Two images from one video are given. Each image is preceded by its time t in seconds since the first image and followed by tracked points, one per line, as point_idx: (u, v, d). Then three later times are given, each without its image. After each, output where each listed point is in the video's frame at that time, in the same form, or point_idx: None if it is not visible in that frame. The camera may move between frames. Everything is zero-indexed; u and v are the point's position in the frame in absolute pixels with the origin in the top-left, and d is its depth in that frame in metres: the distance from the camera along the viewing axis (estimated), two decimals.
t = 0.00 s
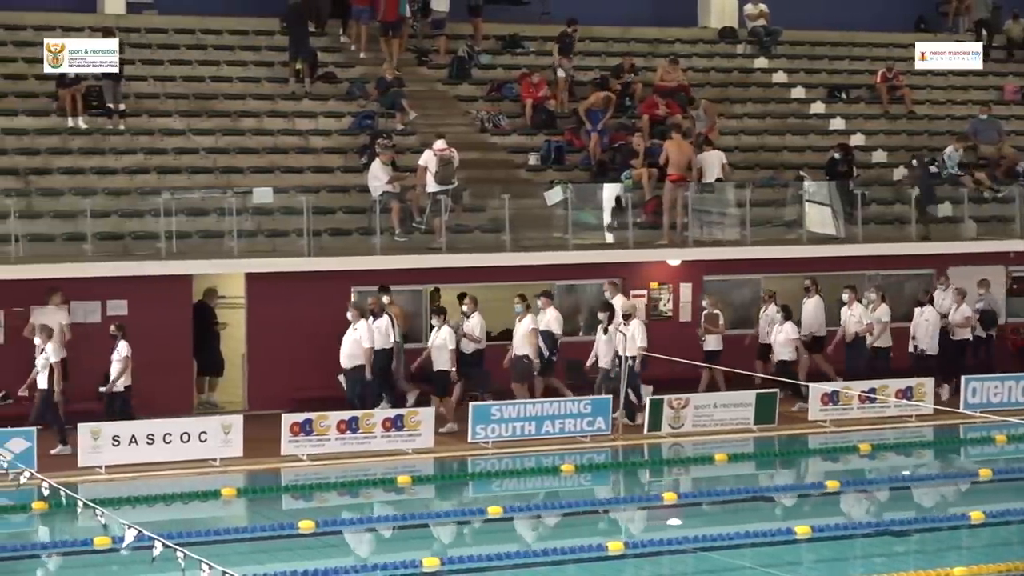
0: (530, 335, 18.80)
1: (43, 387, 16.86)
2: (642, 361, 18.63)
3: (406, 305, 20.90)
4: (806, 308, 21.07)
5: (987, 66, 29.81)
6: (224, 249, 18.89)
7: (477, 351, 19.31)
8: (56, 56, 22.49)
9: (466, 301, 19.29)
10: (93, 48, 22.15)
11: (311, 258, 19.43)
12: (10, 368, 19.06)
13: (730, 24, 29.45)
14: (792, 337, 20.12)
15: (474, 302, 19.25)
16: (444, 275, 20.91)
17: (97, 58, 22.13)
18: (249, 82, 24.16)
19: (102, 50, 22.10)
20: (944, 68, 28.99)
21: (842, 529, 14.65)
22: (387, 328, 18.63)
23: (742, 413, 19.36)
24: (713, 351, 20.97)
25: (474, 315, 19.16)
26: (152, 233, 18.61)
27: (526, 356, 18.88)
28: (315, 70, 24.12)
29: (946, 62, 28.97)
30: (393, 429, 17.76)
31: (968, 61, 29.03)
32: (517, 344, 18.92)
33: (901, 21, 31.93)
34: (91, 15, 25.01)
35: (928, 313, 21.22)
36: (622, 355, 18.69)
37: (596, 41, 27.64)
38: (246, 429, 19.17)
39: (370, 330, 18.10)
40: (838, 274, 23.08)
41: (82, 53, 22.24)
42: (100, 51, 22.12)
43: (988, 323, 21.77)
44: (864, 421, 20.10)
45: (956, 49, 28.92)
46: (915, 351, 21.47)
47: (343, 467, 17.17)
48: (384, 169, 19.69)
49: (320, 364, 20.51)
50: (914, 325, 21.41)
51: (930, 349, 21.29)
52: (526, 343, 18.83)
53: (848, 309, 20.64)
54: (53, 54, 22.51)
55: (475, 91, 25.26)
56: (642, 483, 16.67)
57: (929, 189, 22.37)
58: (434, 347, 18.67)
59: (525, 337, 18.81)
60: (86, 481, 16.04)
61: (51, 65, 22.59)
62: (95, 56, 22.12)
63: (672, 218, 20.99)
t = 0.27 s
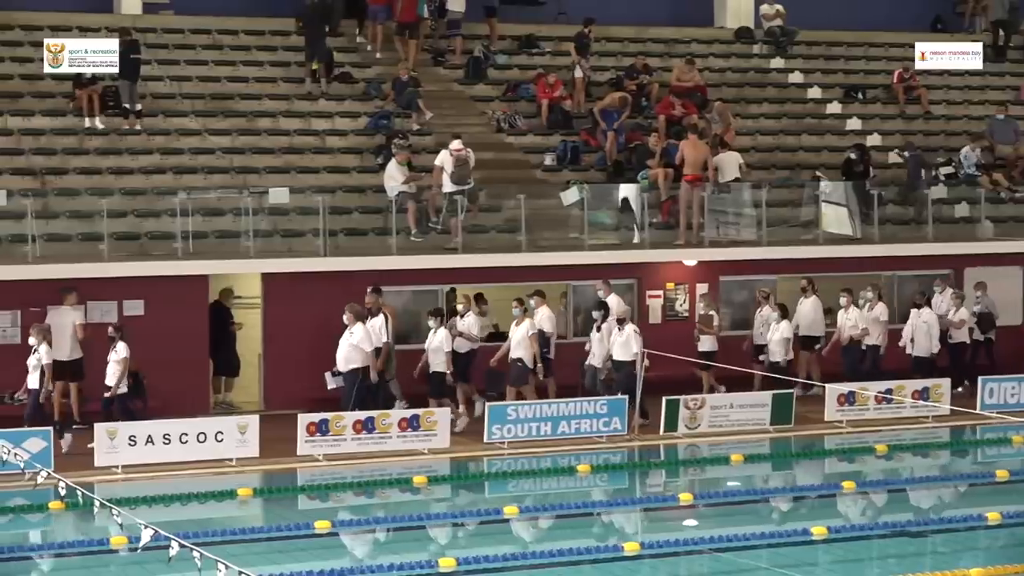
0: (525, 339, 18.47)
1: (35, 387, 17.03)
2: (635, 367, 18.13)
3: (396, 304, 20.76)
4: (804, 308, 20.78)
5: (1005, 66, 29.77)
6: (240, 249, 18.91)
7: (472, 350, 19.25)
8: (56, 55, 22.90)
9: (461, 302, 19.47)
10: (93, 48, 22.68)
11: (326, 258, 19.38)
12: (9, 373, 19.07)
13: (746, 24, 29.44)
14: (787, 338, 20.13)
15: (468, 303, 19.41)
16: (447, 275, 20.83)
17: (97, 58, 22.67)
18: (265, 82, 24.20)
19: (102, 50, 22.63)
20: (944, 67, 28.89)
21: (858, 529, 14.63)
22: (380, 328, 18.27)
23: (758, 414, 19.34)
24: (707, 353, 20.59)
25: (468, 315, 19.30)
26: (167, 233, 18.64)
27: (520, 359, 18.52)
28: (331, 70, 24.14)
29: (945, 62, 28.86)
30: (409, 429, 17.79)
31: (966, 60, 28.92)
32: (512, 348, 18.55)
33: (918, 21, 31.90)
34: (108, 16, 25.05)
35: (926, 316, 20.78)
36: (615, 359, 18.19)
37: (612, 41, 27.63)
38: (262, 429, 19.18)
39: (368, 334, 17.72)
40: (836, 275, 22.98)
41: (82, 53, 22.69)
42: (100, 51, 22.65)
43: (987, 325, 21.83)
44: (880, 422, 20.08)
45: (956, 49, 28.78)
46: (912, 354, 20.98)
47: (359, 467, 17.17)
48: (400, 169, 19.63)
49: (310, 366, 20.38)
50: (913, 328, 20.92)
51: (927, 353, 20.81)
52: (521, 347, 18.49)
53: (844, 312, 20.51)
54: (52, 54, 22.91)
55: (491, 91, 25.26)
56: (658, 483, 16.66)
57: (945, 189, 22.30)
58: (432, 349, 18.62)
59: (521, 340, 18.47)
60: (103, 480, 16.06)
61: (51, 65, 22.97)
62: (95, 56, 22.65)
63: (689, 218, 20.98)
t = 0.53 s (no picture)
0: (517, 338, 18.62)
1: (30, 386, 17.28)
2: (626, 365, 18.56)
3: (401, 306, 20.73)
4: (795, 311, 20.71)
5: (1016, 66, 29.74)
6: (251, 250, 18.93)
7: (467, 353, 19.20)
8: (56, 55, 22.92)
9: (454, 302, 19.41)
10: (93, 48, 22.66)
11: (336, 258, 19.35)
12: (6, 376, 19.02)
13: (757, 25, 29.44)
14: (779, 341, 20.04)
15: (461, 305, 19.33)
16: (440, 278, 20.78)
17: (97, 58, 22.69)
18: (275, 83, 24.23)
19: (102, 50, 22.63)
20: (941, 67, 28.90)
21: (868, 531, 14.61)
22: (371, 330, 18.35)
23: (768, 414, 19.32)
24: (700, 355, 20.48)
25: (462, 317, 19.25)
26: (177, 234, 18.65)
27: (512, 358, 18.64)
28: (341, 71, 24.16)
29: (944, 62, 28.88)
30: (419, 429, 17.77)
31: (965, 60, 28.87)
32: (504, 346, 18.69)
33: (929, 21, 31.87)
34: (118, 16, 25.09)
35: (917, 318, 20.84)
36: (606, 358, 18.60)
37: (622, 42, 27.62)
38: (273, 429, 19.19)
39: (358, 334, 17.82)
40: (830, 276, 22.86)
41: (82, 53, 22.72)
42: (100, 51, 22.65)
43: (981, 325, 21.92)
44: (890, 423, 20.06)
45: (956, 48, 28.81)
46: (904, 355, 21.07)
47: (369, 467, 17.17)
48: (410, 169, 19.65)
49: (309, 367, 20.37)
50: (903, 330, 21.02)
51: (920, 356, 20.84)
52: (513, 345, 18.62)
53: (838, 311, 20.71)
54: (52, 54, 22.93)
55: (501, 92, 25.27)
56: (668, 484, 16.66)
57: (956, 189, 22.19)
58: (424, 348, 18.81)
59: (516, 342, 18.62)
60: (113, 480, 16.07)
61: (51, 65, 22.99)
62: (96, 56, 22.66)
63: (699, 219, 20.97)
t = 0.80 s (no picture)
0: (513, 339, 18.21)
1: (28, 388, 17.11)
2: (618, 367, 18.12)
3: (417, 306, 20.76)
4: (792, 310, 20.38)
5: None
6: (266, 250, 18.94)
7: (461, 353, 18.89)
8: (56, 55, 22.95)
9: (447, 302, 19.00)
10: (93, 48, 22.70)
11: (350, 259, 19.35)
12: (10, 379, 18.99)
13: (771, 25, 29.41)
14: (772, 342, 19.62)
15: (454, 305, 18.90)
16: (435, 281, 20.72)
17: (97, 58, 22.70)
18: (291, 83, 24.25)
19: (102, 50, 22.63)
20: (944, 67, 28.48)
21: (882, 532, 14.58)
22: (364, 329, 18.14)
23: (783, 415, 19.30)
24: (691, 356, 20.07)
25: (456, 317, 18.84)
26: (192, 234, 18.68)
27: (507, 360, 18.27)
28: (356, 71, 24.18)
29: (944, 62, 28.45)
30: (433, 430, 17.75)
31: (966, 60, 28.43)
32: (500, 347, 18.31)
33: (944, 21, 31.82)
34: (133, 17, 25.12)
35: (912, 318, 20.51)
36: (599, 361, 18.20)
37: (637, 42, 27.60)
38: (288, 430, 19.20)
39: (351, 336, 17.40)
40: (844, 276, 22.84)
41: (82, 53, 22.75)
42: (100, 51, 22.66)
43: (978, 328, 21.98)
44: (905, 424, 20.03)
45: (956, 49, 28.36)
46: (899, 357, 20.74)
47: (383, 468, 17.18)
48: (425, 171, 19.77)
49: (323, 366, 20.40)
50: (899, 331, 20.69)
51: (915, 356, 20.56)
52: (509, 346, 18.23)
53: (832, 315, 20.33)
54: (52, 54, 22.95)
55: (516, 92, 25.27)
56: (683, 485, 16.64)
57: (972, 191, 22.09)
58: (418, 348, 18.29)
59: (511, 342, 18.20)
60: (129, 481, 16.09)
61: (51, 65, 23.00)
62: (95, 56, 22.68)
63: (713, 220, 20.96)
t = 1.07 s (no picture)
0: (510, 340, 18.12)
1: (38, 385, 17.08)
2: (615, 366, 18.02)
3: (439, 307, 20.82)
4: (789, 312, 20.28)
5: None
6: (284, 250, 18.94)
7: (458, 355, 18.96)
8: (55, 55, 23.05)
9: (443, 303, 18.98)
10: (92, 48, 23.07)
11: (368, 259, 19.35)
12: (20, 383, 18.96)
13: (790, 25, 29.40)
14: (771, 343, 19.33)
15: (451, 306, 18.96)
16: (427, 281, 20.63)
17: (97, 58, 23.09)
18: (309, 83, 24.28)
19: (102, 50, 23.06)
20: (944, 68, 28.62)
21: (901, 533, 14.56)
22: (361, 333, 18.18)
23: (801, 415, 19.28)
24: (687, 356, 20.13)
25: (452, 319, 18.89)
26: (210, 234, 18.69)
27: (505, 361, 18.20)
28: (375, 72, 24.20)
29: (946, 62, 28.62)
30: (451, 430, 17.78)
31: (968, 61, 28.47)
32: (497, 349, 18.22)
33: (963, 21, 31.77)
34: (152, 17, 25.17)
35: (908, 320, 20.42)
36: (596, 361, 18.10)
37: (655, 42, 27.58)
38: (306, 430, 19.22)
39: (350, 337, 17.46)
40: (863, 276, 22.84)
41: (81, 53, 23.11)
42: (100, 51, 23.07)
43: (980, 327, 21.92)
44: (924, 424, 20.00)
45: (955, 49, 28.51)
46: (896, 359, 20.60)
47: (401, 468, 17.19)
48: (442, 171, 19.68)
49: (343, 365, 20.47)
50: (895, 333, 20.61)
51: (912, 359, 20.41)
52: (505, 348, 18.14)
53: (828, 314, 20.10)
54: (52, 54, 23.05)
55: (534, 92, 25.27)
56: (701, 485, 16.62)
57: (990, 191, 22.06)
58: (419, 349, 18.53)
59: (507, 343, 18.10)
60: (147, 480, 16.11)
61: (49, 65, 23.06)
62: (95, 56, 23.06)
63: (732, 220, 20.95)
